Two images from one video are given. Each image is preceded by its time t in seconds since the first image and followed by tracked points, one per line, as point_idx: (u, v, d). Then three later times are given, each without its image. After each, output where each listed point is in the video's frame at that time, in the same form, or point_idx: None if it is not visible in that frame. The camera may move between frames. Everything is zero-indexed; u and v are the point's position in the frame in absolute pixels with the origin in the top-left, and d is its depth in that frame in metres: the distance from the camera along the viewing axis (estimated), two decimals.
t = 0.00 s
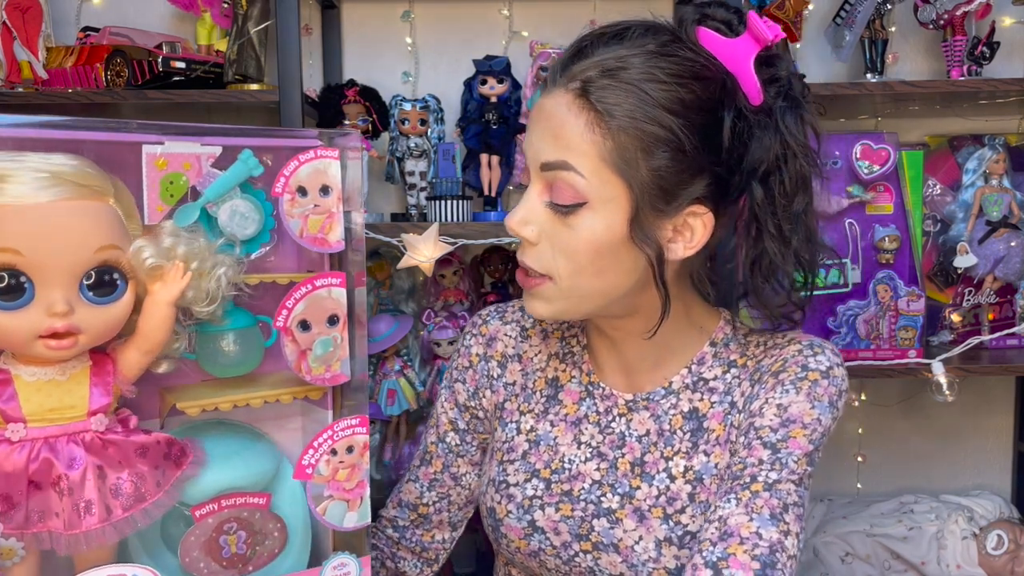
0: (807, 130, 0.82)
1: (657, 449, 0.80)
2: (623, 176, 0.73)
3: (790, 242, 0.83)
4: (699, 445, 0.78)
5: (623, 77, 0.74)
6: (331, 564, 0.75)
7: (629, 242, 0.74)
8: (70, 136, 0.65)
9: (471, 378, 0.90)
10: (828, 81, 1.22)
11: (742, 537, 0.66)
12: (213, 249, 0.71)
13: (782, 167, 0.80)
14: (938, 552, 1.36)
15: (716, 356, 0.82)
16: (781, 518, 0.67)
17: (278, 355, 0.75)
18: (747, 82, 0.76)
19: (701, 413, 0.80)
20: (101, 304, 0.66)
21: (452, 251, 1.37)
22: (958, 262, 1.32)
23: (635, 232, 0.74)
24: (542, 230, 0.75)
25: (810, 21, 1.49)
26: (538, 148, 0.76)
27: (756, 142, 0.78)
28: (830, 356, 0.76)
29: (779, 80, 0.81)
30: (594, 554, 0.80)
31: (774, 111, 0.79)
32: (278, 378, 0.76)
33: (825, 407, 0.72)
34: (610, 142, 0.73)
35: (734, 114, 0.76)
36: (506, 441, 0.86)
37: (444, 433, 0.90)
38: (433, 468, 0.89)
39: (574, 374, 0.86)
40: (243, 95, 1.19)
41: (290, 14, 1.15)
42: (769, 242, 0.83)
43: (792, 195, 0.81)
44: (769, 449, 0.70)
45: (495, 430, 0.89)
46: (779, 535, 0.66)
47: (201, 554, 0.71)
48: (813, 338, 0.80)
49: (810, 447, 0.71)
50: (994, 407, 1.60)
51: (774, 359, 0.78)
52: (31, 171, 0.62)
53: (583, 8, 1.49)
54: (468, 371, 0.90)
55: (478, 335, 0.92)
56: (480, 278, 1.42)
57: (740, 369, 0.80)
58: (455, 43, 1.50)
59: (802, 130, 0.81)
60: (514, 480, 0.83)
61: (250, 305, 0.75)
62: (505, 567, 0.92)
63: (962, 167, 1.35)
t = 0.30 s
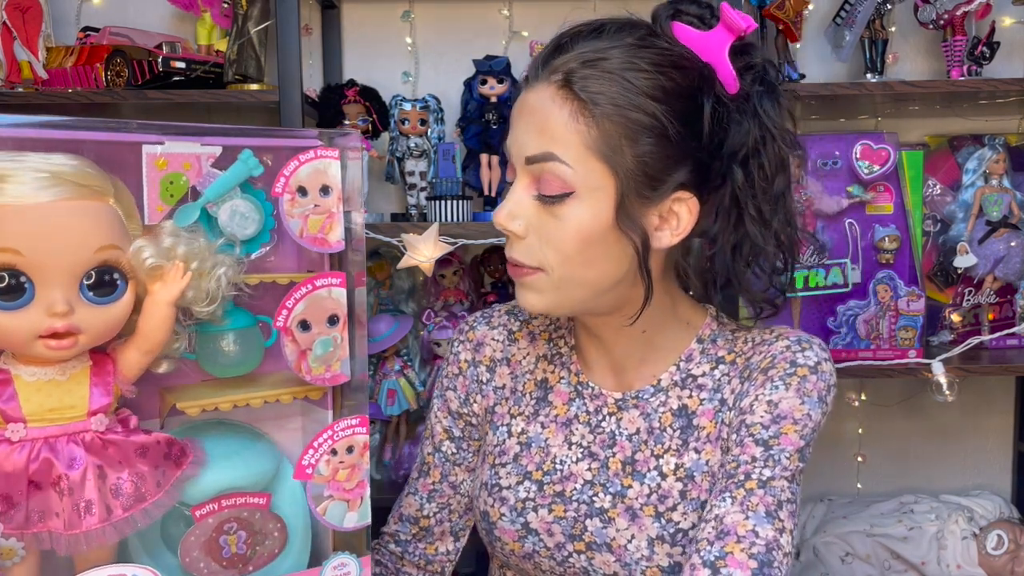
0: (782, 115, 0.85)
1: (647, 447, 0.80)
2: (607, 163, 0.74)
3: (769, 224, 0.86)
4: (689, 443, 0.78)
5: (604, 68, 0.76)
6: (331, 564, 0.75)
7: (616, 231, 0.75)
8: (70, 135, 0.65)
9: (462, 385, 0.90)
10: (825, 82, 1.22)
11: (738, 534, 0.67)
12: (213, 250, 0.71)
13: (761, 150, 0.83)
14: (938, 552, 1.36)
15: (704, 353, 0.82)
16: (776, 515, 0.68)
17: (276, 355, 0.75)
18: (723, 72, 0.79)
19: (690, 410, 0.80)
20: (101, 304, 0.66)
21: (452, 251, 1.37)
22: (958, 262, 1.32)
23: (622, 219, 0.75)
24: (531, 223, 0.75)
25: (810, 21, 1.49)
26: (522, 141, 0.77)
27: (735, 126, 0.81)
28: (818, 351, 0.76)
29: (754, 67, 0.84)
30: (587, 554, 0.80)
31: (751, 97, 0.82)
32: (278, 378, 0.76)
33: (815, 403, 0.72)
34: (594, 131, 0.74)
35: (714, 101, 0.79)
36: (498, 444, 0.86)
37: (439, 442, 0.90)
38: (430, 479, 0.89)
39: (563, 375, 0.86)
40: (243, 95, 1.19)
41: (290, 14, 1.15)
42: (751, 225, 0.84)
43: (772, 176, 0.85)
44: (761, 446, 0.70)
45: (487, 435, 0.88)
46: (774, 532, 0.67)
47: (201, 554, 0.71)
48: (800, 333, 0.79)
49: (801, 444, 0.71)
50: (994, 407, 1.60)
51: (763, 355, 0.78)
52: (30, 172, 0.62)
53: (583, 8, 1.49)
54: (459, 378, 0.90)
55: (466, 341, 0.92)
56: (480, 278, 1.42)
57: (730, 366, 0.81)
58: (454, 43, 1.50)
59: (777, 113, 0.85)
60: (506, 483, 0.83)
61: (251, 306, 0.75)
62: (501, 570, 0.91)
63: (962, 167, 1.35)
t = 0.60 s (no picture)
0: (772, 105, 0.88)
1: (642, 447, 0.80)
2: (609, 155, 0.75)
3: (762, 213, 0.88)
4: (684, 442, 0.78)
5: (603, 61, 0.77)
6: (331, 564, 0.75)
7: (620, 222, 0.75)
8: (70, 135, 0.65)
9: (456, 388, 0.90)
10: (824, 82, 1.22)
11: (735, 533, 0.67)
12: (214, 249, 0.71)
13: (755, 139, 0.85)
14: (938, 552, 1.36)
15: (697, 351, 0.82)
16: (773, 513, 0.68)
17: (276, 356, 0.75)
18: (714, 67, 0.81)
19: (685, 409, 0.80)
20: (102, 304, 0.66)
21: (452, 251, 1.37)
22: (958, 262, 1.32)
23: (627, 209, 0.75)
24: (534, 217, 0.75)
25: (809, 21, 1.49)
26: (522, 137, 0.77)
27: (731, 117, 0.82)
28: (811, 349, 0.76)
29: (743, 60, 0.86)
30: (584, 554, 0.80)
31: (743, 87, 0.84)
32: (279, 378, 0.76)
33: (809, 400, 0.72)
34: (596, 123, 0.75)
35: (709, 94, 0.80)
36: (493, 446, 0.86)
37: (435, 446, 0.90)
38: (426, 482, 0.89)
39: (557, 377, 0.86)
40: (243, 95, 1.19)
41: (290, 13, 1.15)
42: (748, 212, 0.86)
43: (765, 164, 0.87)
44: (757, 444, 0.70)
45: (482, 438, 0.88)
46: (771, 531, 0.67)
47: (201, 554, 0.71)
48: (793, 330, 0.79)
49: (796, 442, 0.70)
50: (994, 407, 1.60)
51: (756, 354, 0.77)
52: (30, 172, 0.62)
53: (583, 8, 1.49)
54: (453, 381, 0.90)
55: (460, 343, 0.92)
56: (480, 278, 1.42)
57: (723, 364, 0.80)
58: (455, 43, 1.50)
59: (767, 104, 0.87)
60: (502, 485, 0.83)
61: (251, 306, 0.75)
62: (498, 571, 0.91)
63: (962, 167, 1.35)
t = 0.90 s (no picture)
0: (773, 106, 0.88)
1: (642, 447, 0.80)
2: (610, 153, 0.75)
3: (762, 214, 0.88)
4: (683, 441, 0.78)
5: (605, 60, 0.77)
6: (331, 564, 0.75)
7: (620, 220, 0.75)
8: (70, 135, 0.65)
9: (455, 388, 0.90)
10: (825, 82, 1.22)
11: (735, 533, 0.67)
12: (214, 250, 0.71)
13: (754, 139, 0.85)
14: (938, 552, 1.36)
15: (696, 351, 0.82)
16: (772, 513, 0.68)
17: (276, 356, 0.75)
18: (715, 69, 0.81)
19: (684, 409, 0.80)
20: (102, 303, 0.66)
21: (452, 251, 1.37)
22: (958, 262, 1.32)
23: (626, 207, 0.75)
24: (534, 215, 0.75)
25: (809, 21, 1.49)
26: (523, 136, 0.77)
27: (732, 117, 0.82)
28: (810, 348, 0.76)
29: (743, 61, 0.86)
30: (583, 555, 0.80)
31: (743, 87, 0.84)
32: (279, 377, 0.76)
33: (807, 399, 0.72)
34: (596, 121, 0.75)
35: (709, 94, 0.80)
36: (492, 446, 0.86)
37: (433, 446, 0.90)
38: (425, 482, 0.89)
39: (556, 376, 0.86)
40: (243, 95, 1.19)
41: (290, 13, 1.15)
42: (747, 212, 0.86)
43: (765, 164, 0.87)
44: (756, 443, 0.70)
45: (482, 438, 0.88)
46: (770, 530, 0.67)
47: (201, 554, 0.71)
48: (791, 329, 0.79)
49: (795, 441, 0.70)
50: (994, 406, 1.60)
51: (755, 353, 0.78)
52: (30, 172, 0.62)
53: (583, 8, 1.49)
54: (452, 381, 0.90)
55: (458, 344, 0.91)
56: (480, 278, 1.42)
57: (722, 364, 0.80)
58: (455, 43, 1.50)
59: (768, 104, 0.87)
60: (501, 485, 0.83)
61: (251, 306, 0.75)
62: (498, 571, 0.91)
63: (962, 167, 1.35)
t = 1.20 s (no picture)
0: (774, 107, 0.88)
1: (642, 447, 0.80)
2: (612, 154, 0.75)
3: (762, 216, 0.88)
4: (684, 442, 0.78)
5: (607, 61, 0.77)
6: (331, 564, 0.75)
7: (621, 221, 0.75)
8: (70, 135, 0.65)
9: (454, 388, 0.90)
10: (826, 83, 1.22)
11: (735, 533, 0.67)
12: (214, 250, 0.71)
13: (756, 141, 0.85)
14: (938, 552, 1.36)
15: (696, 351, 0.82)
16: (772, 513, 0.68)
17: (276, 356, 0.75)
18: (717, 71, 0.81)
19: (684, 409, 0.80)
20: (101, 303, 0.66)
21: (452, 251, 1.37)
22: (958, 262, 1.32)
23: (628, 208, 0.75)
24: (535, 215, 0.75)
25: (809, 21, 1.49)
26: (525, 136, 0.76)
27: (733, 118, 0.82)
28: (810, 348, 0.76)
29: (745, 62, 0.86)
30: (584, 555, 0.80)
31: (745, 88, 0.84)
32: (279, 377, 0.76)
33: (808, 399, 0.72)
34: (598, 122, 0.75)
35: (711, 95, 0.80)
36: (492, 446, 0.86)
37: (433, 446, 0.90)
38: (425, 483, 0.89)
39: (556, 376, 0.86)
40: (243, 95, 1.19)
41: (290, 13, 1.15)
42: (748, 214, 0.86)
43: (766, 166, 0.87)
44: (756, 444, 0.70)
45: (481, 438, 0.88)
46: (770, 530, 0.67)
47: (201, 554, 0.71)
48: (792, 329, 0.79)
49: (795, 441, 0.70)
50: (994, 406, 1.60)
51: (755, 353, 0.78)
52: (29, 171, 0.62)
53: (583, 8, 1.49)
54: (451, 381, 0.90)
55: (458, 344, 0.91)
56: (480, 278, 1.42)
57: (722, 364, 0.80)
58: (455, 43, 1.50)
59: (771, 106, 0.87)
60: (501, 484, 0.83)
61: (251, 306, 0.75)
62: (497, 571, 0.91)
63: (962, 167, 1.35)
